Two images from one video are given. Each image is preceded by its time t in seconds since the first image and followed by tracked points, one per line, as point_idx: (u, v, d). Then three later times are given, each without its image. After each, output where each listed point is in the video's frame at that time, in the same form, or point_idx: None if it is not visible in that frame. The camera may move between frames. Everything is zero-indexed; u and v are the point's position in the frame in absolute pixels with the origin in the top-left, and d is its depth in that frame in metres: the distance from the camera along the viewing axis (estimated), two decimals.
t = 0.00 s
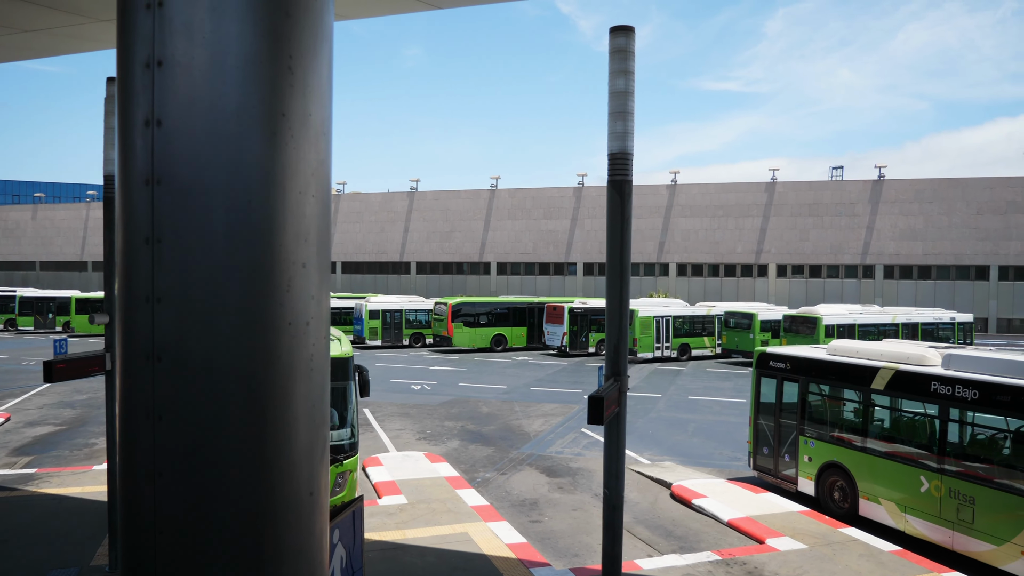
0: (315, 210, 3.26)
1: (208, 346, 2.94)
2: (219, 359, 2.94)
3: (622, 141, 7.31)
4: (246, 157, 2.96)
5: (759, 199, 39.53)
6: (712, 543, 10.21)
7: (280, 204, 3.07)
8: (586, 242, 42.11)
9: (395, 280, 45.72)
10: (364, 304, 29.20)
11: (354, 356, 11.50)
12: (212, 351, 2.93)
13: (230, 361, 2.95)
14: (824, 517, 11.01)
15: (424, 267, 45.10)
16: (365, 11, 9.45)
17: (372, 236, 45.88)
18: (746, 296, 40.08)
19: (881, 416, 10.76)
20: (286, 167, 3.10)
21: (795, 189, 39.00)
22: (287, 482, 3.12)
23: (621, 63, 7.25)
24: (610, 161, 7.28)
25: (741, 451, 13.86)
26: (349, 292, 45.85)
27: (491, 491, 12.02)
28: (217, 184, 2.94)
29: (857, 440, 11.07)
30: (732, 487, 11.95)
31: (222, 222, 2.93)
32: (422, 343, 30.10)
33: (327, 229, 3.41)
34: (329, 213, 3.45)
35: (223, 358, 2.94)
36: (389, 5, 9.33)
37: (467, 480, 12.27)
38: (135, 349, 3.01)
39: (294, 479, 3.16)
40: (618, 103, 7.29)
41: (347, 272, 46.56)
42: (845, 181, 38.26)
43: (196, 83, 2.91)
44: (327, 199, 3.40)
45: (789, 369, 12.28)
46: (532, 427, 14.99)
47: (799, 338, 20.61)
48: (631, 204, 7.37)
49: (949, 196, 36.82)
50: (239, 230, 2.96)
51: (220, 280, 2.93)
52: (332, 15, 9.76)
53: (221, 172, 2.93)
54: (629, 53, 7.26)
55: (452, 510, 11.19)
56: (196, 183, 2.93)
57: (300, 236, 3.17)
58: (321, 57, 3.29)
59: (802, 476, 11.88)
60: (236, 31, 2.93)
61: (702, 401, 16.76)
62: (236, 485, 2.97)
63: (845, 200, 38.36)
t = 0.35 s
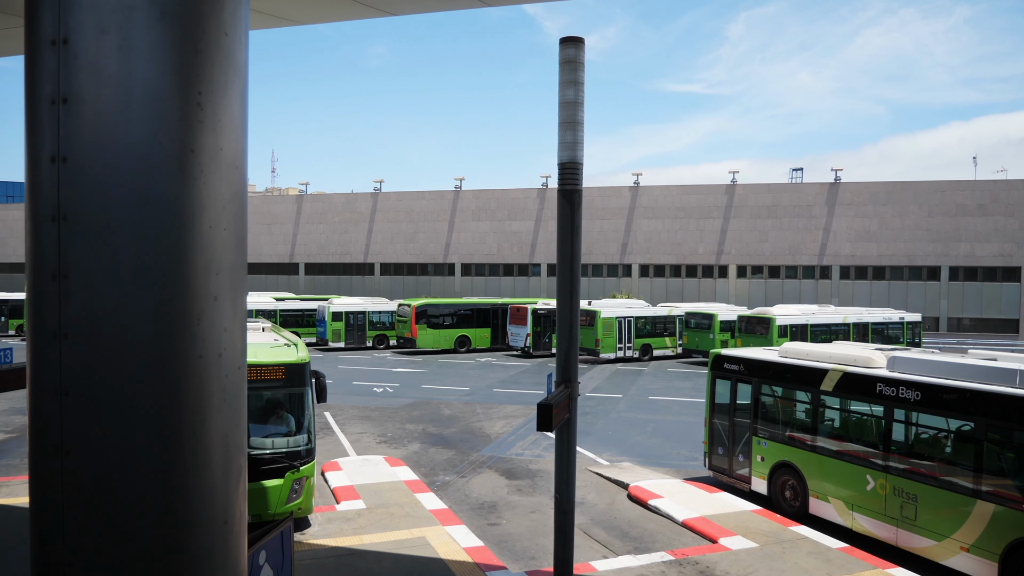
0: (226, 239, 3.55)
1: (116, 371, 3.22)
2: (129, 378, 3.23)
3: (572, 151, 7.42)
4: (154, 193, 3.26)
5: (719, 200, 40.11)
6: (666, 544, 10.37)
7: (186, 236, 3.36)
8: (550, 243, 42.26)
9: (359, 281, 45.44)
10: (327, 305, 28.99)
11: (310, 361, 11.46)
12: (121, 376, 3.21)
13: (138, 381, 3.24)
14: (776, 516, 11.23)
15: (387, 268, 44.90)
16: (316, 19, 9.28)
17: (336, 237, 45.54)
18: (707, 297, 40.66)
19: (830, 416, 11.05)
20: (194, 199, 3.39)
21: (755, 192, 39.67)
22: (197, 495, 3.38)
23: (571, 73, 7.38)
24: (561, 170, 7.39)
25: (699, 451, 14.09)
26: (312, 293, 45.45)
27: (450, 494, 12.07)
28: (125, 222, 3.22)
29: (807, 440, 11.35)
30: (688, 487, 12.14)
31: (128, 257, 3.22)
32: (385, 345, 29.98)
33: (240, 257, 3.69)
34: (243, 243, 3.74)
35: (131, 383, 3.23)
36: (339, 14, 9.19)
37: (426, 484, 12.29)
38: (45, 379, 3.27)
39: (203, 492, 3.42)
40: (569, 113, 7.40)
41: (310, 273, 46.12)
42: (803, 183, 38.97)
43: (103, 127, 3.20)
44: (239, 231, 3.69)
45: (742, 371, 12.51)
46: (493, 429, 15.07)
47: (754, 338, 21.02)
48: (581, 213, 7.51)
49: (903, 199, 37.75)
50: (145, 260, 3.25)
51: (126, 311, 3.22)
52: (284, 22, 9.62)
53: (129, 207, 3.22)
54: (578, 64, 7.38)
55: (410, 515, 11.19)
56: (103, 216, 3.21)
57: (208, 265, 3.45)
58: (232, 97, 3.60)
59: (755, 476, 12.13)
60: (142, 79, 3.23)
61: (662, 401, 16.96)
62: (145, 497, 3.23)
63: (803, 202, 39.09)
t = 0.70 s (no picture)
0: (142, 270, 3.46)
1: (24, 412, 3.08)
2: (44, 422, 3.12)
3: (526, 158, 7.61)
4: (68, 228, 3.18)
5: (685, 201, 40.55)
6: (626, 544, 10.44)
7: (100, 269, 3.29)
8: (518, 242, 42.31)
9: (326, 280, 45.08)
10: (292, 305, 28.72)
11: (269, 364, 11.31)
12: (31, 417, 3.09)
13: (49, 423, 3.13)
14: (734, 515, 11.40)
15: (354, 267, 44.57)
16: (270, 21, 9.17)
17: (302, 236, 45.14)
18: (673, 296, 41.09)
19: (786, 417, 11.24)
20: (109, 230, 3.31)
21: (719, 192, 40.18)
22: (117, 535, 3.31)
23: (525, 80, 7.56)
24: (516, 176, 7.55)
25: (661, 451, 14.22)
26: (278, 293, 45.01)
27: (413, 497, 12.03)
28: (34, 256, 3.11)
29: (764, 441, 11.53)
30: (648, 488, 12.24)
31: (38, 293, 3.11)
32: (351, 345, 29.81)
33: (159, 285, 3.62)
34: (162, 269, 3.66)
35: (43, 426, 3.12)
36: (294, 18, 9.11)
37: (388, 486, 12.23)
38: None
39: (123, 531, 3.35)
40: (523, 120, 7.61)
41: (276, 272, 45.66)
42: (768, 184, 39.53)
43: (9, 155, 3.06)
44: (157, 258, 3.60)
45: (702, 372, 12.67)
46: (458, 430, 15.06)
47: (714, 338, 21.28)
48: (536, 219, 7.69)
49: (864, 199, 38.48)
50: (56, 297, 3.15)
51: (37, 348, 3.10)
52: (238, 24, 9.51)
53: (41, 242, 3.12)
54: (532, 71, 7.57)
55: (371, 518, 11.14)
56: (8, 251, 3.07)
57: (125, 299, 3.37)
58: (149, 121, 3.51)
59: (715, 476, 12.30)
60: (52, 108, 3.14)
61: (626, 401, 17.09)
62: (60, 543, 3.14)
63: (767, 203, 39.65)
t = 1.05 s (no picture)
0: (61, 289, 4.64)
1: None
2: None
3: (487, 164, 7.71)
4: None
5: (658, 200, 40.79)
6: (592, 545, 10.51)
7: (23, 282, 4.46)
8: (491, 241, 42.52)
9: (299, 279, 44.79)
10: (263, 305, 28.49)
11: (234, 368, 11.17)
12: None
13: None
14: (699, 515, 11.52)
15: (327, 266, 44.29)
16: (231, 24, 9.07)
17: (274, 234, 44.78)
18: (647, 294, 41.36)
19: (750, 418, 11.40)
20: (36, 259, 4.51)
21: (692, 191, 40.48)
22: (38, 479, 4.43)
23: (486, 87, 7.69)
24: (477, 182, 7.66)
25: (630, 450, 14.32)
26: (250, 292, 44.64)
27: (381, 499, 11.99)
28: None
29: (728, 441, 11.68)
30: (616, 488, 12.33)
31: None
32: (324, 344, 29.66)
33: (78, 291, 4.80)
34: (84, 278, 4.89)
35: None
36: (254, 20, 9.02)
37: (356, 489, 12.17)
38: None
39: (41, 477, 4.45)
40: (483, 126, 7.72)
41: (248, 271, 45.27)
42: (739, 183, 39.89)
43: None
44: (77, 270, 4.81)
45: (668, 372, 12.79)
46: (428, 431, 15.06)
47: (682, 336, 21.48)
48: (497, 225, 7.80)
49: (834, 199, 38.97)
50: None
51: None
52: (198, 26, 9.39)
53: None
54: (492, 78, 7.71)
55: (338, 521, 11.08)
56: None
57: (44, 302, 4.54)
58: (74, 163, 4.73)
59: (681, 476, 12.42)
60: None
61: (598, 400, 17.18)
62: None
63: (739, 202, 40.01)
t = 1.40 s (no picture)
0: None
1: None
2: None
3: (449, 170, 7.71)
4: None
5: (633, 198, 41.02)
6: (560, 545, 10.57)
7: None
8: (466, 239, 42.69)
9: (273, 277, 44.53)
10: (237, 304, 28.30)
11: (200, 372, 11.11)
12: None
13: None
14: (667, 514, 11.63)
15: (302, 264, 44.08)
16: (193, 26, 8.96)
17: (248, 232, 44.48)
18: (621, 293, 41.59)
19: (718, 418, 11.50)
20: None
21: (666, 190, 40.74)
22: None
23: (448, 92, 7.68)
24: (439, 188, 7.65)
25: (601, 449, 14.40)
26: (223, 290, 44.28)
27: (350, 501, 11.97)
28: None
29: (696, 441, 11.78)
30: (586, 488, 12.40)
31: None
32: (298, 343, 29.55)
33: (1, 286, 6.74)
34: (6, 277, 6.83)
35: None
36: (217, 22, 8.91)
37: (326, 491, 12.12)
38: None
39: None
40: (445, 132, 7.72)
41: (221, 269, 44.92)
42: (713, 182, 40.21)
43: None
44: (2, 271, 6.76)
45: (637, 373, 12.87)
46: (401, 431, 15.06)
47: (650, 335, 21.65)
48: (459, 230, 7.81)
49: (806, 197, 39.38)
50: None
51: None
52: (160, 28, 9.28)
53: None
54: (454, 83, 7.70)
55: (306, 524, 11.03)
56: None
57: None
58: None
59: (650, 475, 12.52)
60: None
61: (571, 399, 17.27)
62: None
63: (713, 200, 40.34)
